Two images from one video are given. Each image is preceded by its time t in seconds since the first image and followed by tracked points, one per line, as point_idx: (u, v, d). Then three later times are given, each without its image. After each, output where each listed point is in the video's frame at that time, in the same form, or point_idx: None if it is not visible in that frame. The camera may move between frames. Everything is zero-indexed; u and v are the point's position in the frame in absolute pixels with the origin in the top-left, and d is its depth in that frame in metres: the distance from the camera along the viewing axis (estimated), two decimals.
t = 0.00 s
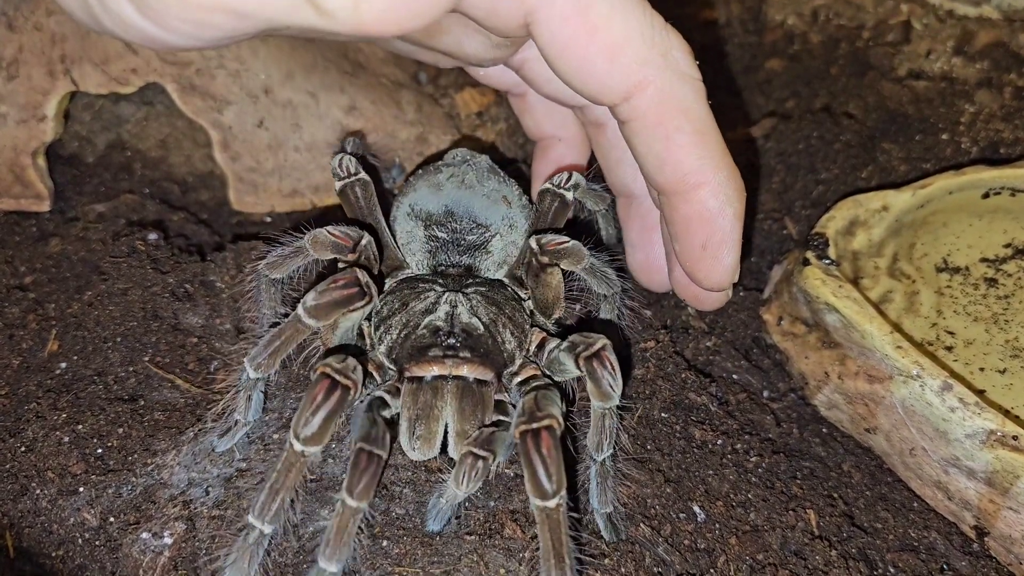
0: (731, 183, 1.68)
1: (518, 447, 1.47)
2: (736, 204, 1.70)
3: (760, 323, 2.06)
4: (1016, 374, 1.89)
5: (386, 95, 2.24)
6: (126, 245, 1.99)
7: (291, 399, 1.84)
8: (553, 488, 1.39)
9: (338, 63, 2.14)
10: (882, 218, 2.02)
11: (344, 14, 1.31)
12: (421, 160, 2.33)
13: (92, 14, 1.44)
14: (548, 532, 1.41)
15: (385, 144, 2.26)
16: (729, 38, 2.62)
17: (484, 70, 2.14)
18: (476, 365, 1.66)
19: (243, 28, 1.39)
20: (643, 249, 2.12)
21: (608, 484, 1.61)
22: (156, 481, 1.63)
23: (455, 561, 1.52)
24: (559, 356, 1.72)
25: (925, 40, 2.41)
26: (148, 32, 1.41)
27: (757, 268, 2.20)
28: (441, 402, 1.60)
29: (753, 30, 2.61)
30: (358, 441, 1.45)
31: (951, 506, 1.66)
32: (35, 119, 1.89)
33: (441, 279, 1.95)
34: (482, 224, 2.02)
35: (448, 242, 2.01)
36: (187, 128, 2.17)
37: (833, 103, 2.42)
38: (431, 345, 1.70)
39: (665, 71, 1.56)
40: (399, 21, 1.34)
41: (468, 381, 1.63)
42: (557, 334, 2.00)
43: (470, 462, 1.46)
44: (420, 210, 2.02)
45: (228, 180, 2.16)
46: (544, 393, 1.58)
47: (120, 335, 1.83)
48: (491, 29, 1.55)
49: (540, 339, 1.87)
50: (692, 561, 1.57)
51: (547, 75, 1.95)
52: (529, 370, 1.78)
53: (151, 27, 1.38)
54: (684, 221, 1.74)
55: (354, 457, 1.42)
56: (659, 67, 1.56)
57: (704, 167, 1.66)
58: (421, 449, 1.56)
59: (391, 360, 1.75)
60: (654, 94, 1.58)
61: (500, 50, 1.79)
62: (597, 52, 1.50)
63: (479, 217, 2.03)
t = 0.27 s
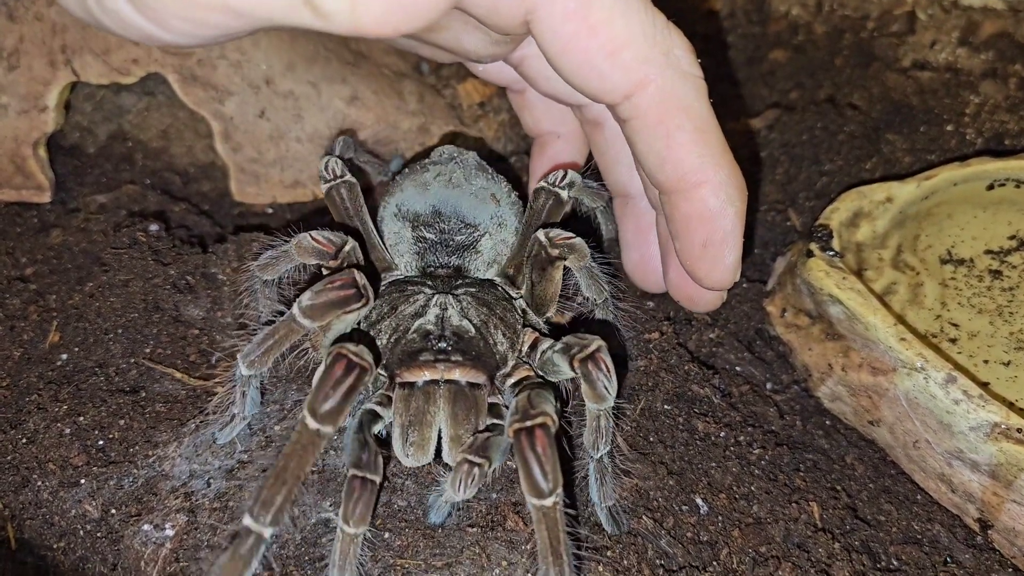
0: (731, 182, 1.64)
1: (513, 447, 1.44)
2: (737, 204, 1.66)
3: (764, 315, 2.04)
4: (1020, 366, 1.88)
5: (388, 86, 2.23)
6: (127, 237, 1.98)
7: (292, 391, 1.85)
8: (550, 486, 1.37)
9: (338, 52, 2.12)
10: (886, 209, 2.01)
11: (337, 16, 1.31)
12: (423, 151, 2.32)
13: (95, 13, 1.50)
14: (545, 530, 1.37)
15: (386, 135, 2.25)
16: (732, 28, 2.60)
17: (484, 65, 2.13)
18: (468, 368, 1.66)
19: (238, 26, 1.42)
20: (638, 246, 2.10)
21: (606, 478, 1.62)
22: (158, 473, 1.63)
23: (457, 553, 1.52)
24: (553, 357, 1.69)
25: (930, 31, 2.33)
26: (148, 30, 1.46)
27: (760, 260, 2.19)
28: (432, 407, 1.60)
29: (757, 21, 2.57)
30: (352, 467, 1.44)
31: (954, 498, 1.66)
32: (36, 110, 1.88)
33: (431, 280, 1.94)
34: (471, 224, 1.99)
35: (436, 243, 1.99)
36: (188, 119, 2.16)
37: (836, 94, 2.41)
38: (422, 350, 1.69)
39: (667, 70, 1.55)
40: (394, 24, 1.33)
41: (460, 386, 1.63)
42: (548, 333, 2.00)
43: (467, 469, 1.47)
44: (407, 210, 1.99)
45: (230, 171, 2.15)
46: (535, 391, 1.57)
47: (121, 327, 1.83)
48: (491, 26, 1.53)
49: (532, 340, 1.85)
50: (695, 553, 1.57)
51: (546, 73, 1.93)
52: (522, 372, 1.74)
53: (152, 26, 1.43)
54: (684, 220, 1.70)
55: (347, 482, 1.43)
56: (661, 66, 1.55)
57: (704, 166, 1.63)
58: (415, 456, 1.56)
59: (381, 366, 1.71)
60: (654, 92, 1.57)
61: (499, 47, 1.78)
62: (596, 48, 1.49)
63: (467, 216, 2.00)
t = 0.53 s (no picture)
0: (739, 173, 1.63)
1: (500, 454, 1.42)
2: (744, 195, 1.65)
3: (768, 308, 2.03)
4: None
5: (392, 77, 2.23)
6: (130, 228, 1.98)
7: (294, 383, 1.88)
8: (540, 493, 1.35)
9: (343, 44, 2.14)
10: (892, 202, 1.99)
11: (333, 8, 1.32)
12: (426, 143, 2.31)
13: None
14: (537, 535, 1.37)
15: (390, 126, 2.23)
16: (738, 20, 2.58)
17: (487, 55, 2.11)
18: (451, 374, 1.61)
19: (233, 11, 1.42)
20: (640, 239, 2.10)
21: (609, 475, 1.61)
22: (161, 465, 1.64)
23: (460, 546, 1.52)
24: (544, 361, 1.66)
25: (937, 22, 2.32)
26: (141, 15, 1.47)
27: (766, 253, 2.17)
28: (417, 413, 1.55)
29: (763, 13, 2.55)
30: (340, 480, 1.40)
31: (959, 492, 1.65)
32: (39, 101, 1.88)
33: (411, 286, 1.89)
34: (449, 227, 1.94)
35: (415, 248, 1.95)
36: (192, 110, 2.15)
37: (843, 86, 2.39)
38: (402, 357, 1.64)
39: (673, 60, 1.53)
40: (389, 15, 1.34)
41: (443, 394, 1.58)
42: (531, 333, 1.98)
43: (453, 489, 1.41)
44: (385, 214, 1.95)
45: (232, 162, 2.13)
46: (519, 398, 1.52)
47: (124, 319, 1.83)
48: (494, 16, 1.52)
49: (518, 341, 1.81)
50: (699, 547, 1.57)
51: (550, 63, 1.92)
52: (507, 376, 1.71)
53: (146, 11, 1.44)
54: (691, 213, 1.69)
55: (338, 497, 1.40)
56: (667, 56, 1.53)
57: (711, 157, 1.61)
58: (400, 465, 1.52)
59: (361, 376, 1.68)
60: (661, 83, 1.55)
61: (503, 37, 1.77)
62: (602, 39, 1.47)
63: (445, 218, 1.95)
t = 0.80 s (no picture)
0: (746, 167, 1.62)
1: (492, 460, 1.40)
2: (752, 189, 1.64)
3: (776, 302, 2.02)
4: None
5: (398, 70, 2.22)
6: (137, 220, 1.98)
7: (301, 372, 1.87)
8: (534, 499, 1.34)
9: (350, 36, 2.13)
10: (902, 195, 1.97)
11: None
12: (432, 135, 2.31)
13: None
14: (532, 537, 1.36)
15: (397, 119, 2.23)
16: (747, 12, 2.56)
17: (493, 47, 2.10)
18: (445, 383, 1.58)
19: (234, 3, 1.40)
20: (639, 235, 2.08)
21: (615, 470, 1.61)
22: (167, 456, 1.65)
23: (467, 539, 1.52)
24: (543, 369, 1.64)
25: (948, 15, 2.29)
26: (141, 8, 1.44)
27: (773, 247, 2.16)
28: (409, 423, 1.52)
29: (772, 5, 2.53)
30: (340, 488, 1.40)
31: (968, 488, 1.64)
32: (45, 93, 1.87)
33: (406, 289, 1.88)
34: (444, 229, 1.94)
35: (409, 250, 1.95)
36: (198, 102, 2.14)
37: (852, 79, 2.36)
38: (393, 367, 1.62)
39: (681, 54, 1.52)
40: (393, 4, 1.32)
41: (437, 402, 1.54)
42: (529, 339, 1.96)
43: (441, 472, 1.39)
44: (379, 216, 1.94)
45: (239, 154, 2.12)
46: (512, 404, 1.51)
47: (130, 310, 1.83)
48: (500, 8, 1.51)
49: (513, 346, 1.79)
50: (705, 540, 1.57)
51: (556, 57, 1.91)
52: (502, 383, 1.68)
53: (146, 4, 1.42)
54: (698, 207, 1.67)
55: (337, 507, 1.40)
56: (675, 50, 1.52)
57: (720, 151, 1.60)
58: (394, 476, 1.48)
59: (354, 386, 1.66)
60: (669, 77, 1.53)
61: (509, 29, 1.76)
62: (609, 33, 1.46)
63: (440, 220, 1.94)
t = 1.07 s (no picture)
0: (754, 165, 1.62)
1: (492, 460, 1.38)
2: (760, 186, 1.64)
3: (786, 296, 2.01)
4: None
5: (408, 63, 2.22)
6: (148, 210, 1.99)
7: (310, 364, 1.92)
8: (535, 499, 1.33)
9: (361, 29, 2.13)
10: (912, 190, 1.96)
11: None
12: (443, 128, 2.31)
13: None
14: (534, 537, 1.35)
15: (407, 111, 2.23)
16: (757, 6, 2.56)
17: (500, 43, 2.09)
18: (443, 387, 1.56)
19: None
20: (640, 235, 2.06)
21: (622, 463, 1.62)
22: (179, 444, 1.67)
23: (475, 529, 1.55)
24: (546, 370, 1.62)
25: (959, 10, 2.30)
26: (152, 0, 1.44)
27: (784, 241, 2.15)
28: (408, 427, 1.51)
29: None
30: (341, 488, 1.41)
31: (975, 483, 1.63)
32: (57, 84, 1.88)
33: (404, 292, 1.84)
34: (442, 230, 1.91)
35: (407, 252, 1.91)
36: (209, 93, 2.15)
37: (863, 74, 2.35)
38: (391, 370, 1.59)
39: (690, 52, 1.51)
40: None
41: (435, 406, 1.54)
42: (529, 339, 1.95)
43: (435, 454, 1.37)
44: (376, 217, 1.92)
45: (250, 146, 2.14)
46: (511, 404, 1.49)
47: (142, 300, 1.86)
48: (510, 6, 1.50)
49: (513, 347, 1.78)
50: (712, 533, 1.58)
51: (562, 56, 1.90)
52: (502, 385, 1.67)
53: None
54: (707, 204, 1.67)
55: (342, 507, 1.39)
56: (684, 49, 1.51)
57: (729, 149, 1.59)
58: (393, 479, 1.50)
59: (353, 390, 1.67)
60: (679, 75, 1.52)
61: (518, 26, 1.75)
62: (620, 31, 1.45)
63: (438, 221, 1.91)
